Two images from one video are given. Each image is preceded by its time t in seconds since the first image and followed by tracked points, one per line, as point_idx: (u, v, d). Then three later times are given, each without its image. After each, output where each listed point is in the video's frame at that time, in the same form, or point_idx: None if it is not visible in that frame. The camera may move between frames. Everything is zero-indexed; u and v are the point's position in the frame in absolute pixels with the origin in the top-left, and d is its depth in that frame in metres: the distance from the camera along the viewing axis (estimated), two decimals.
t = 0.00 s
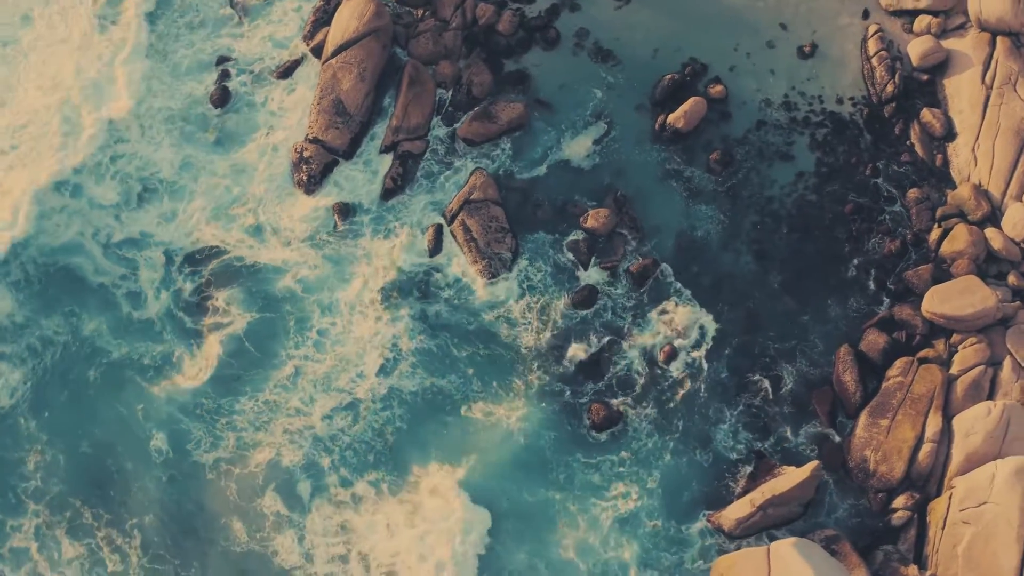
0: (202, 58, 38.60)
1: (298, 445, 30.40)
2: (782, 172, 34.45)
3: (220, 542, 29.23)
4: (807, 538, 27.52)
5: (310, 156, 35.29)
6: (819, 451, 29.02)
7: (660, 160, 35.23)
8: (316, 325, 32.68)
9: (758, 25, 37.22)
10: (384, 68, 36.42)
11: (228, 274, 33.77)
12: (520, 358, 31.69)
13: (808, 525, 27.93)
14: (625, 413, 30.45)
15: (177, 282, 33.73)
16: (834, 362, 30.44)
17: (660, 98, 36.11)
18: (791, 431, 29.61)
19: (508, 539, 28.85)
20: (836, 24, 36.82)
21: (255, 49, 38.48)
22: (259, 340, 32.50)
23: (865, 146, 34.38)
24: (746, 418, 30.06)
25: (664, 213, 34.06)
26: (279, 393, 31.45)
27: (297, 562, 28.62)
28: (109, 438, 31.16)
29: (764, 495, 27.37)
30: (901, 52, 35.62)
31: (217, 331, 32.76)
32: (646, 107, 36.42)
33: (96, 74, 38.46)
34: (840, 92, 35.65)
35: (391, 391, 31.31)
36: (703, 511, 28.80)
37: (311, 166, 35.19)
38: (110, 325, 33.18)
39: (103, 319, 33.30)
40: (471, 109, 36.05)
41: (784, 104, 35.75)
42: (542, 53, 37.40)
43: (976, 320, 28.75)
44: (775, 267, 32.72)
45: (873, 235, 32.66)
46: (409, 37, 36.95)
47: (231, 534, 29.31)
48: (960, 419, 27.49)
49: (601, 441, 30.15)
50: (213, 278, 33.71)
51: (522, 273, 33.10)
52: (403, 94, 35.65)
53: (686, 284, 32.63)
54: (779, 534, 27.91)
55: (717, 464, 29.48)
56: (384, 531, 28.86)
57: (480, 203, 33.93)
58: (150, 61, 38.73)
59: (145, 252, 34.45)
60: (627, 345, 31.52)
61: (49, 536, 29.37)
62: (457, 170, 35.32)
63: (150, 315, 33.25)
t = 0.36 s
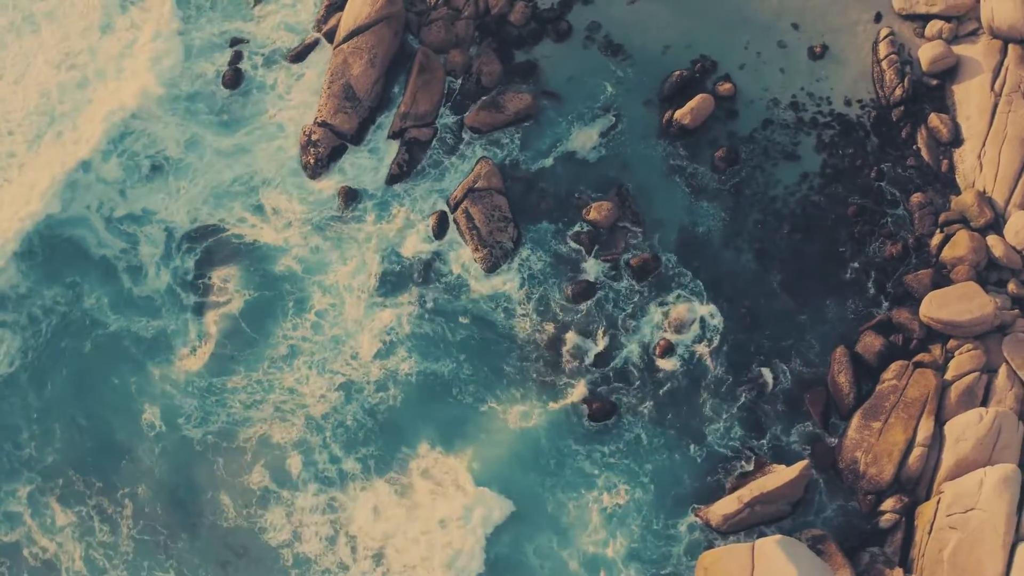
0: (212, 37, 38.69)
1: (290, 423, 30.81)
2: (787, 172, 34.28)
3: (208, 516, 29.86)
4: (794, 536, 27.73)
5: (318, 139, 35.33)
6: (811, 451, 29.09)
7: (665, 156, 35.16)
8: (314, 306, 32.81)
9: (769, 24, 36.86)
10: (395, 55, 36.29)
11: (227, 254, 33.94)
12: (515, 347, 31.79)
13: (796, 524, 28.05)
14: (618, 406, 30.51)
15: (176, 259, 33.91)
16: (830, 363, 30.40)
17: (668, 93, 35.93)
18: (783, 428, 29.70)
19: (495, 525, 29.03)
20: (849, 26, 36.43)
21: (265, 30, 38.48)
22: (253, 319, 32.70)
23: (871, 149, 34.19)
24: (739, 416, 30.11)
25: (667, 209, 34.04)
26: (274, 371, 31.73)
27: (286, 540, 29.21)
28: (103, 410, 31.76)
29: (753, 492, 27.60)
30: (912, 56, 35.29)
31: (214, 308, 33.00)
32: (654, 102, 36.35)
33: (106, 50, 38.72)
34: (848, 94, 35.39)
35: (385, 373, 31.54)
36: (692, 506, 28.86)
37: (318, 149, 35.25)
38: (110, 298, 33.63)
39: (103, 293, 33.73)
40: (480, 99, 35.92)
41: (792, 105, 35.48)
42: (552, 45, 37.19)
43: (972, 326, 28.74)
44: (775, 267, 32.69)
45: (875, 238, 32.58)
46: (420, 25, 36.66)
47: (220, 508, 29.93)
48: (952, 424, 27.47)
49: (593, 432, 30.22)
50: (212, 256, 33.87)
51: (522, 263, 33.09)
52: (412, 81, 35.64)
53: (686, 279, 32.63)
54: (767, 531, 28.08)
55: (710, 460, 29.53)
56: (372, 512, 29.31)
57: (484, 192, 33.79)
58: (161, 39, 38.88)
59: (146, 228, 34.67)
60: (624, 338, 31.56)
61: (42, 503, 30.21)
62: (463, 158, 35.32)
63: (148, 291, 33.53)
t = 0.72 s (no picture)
0: (220, 20, 38.77)
1: (284, 404, 30.99)
2: (791, 172, 34.19)
3: (199, 493, 30.08)
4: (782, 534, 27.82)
5: (325, 125, 35.41)
6: (804, 451, 29.12)
7: (670, 151, 35.10)
8: (312, 290, 32.91)
9: (780, 24, 36.76)
10: (405, 43, 36.28)
11: (228, 235, 34.13)
12: (512, 337, 31.87)
13: (785, 522, 28.13)
14: (613, 399, 30.55)
15: (177, 239, 34.09)
16: (826, 363, 30.39)
17: (675, 89, 35.81)
18: (777, 427, 29.71)
19: (483, 513, 29.07)
20: (859, 27, 36.30)
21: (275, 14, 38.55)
22: (249, 301, 32.83)
23: (876, 151, 34.06)
24: (733, 413, 30.11)
25: (669, 204, 34.02)
26: (271, 352, 31.90)
27: (276, 520, 29.41)
28: (98, 385, 32.00)
29: (742, 489, 27.64)
30: (921, 60, 35.13)
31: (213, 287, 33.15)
32: (661, 97, 36.26)
33: (116, 29, 38.90)
34: (856, 96, 35.23)
35: (380, 358, 31.68)
36: (682, 500, 28.94)
37: (325, 135, 35.34)
38: (110, 275, 33.87)
39: (103, 270, 33.96)
40: (487, 89, 35.90)
41: (799, 105, 35.36)
42: (561, 38, 37.20)
43: (970, 332, 28.74)
44: (775, 266, 32.65)
45: (877, 240, 32.47)
46: (431, 13, 36.63)
47: (211, 485, 30.16)
48: (945, 428, 27.47)
49: (586, 424, 30.26)
50: (213, 236, 34.07)
51: (523, 254, 33.12)
52: (420, 69, 35.63)
53: (686, 275, 32.63)
54: (756, 528, 28.15)
55: (702, 456, 29.57)
56: (361, 495, 29.45)
57: (487, 181, 33.77)
58: (170, 19, 39.02)
59: (148, 207, 34.88)
60: (621, 332, 31.58)
61: (37, 473, 30.54)
62: (468, 148, 35.31)
63: (148, 269, 33.73)
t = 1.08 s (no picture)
0: None
1: (278, 383, 31.23)
2: (795, 171, 34.10)
3: (191, 466, 30.37)
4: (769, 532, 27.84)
5: (333, 108, 35.44)
6: (796, 450, 29.14)
7: (676, 147, 35.06)
8: (311, 272, 33.06)
9: (791, 23, 36.66)
10: (416, 30, 36.23)
11: (229, 213, 34.41)
12: (508, 325, 31.98)
13: (773, 521, 28.17)
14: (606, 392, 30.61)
15: (180, 216, 34.41)
16: (822, 364, 30.33)
17: (683, 85, 35.76)
18: (771, 425, 29.71)
19: (471, 497, 29.18)
20: (871, 30, 36.18)
21: None
22: (246, 279, 33.07)
23: (881, 154, 33.94)
24: (727, 410, 30.14)
25: (672, 200, 33.99)
26: (268, 331, 32.12)
27: (266, 496, 29.69)
28: (95, 357, 32.34)
29: (730, 485, 27.70)
30: (931, 64, 34.95)
31: (212, 264, 33.47)
32: (669, 92, 36.16)
33: (130, 7, 39.19)
34: (864, 98, 35.09)
35: (374, 340, 31.84)
36: (672, 494, 29.02)
37: (333, 118, 35.39)
38: (113, 248, 34.21)
39: (106, 244, 34.31)
40: (496, 79, 35.92)
41: (807, 105, 35.24)
42: (572, 30, 37.19)
43: (966, 338, 28.68)
44: (775, 265, 32.61)
45: (878, 243, 32.39)
46: None
47: (202, 459, 30.45)
48: (937, 432, 27.41)
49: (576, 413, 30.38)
50: (216, 214, 34.37)
51: (523, 243, 33.17)
52: (430, 57, 35.57)
53: (686, 271, 32.60)
54: (743, 525, 28.21)
55: (694, 451, 29.62)
56: (350, 475, 29.64)
57: (492, 170, 33.65)
58: None
59: (154, 183, 35.19)
60: (618, 324, 31.64)
61: (33, 440, 30.91)
62: (474, 136, 35.31)
63: (150, 245, 34.07)
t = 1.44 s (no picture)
0: None
1: (273, 361, 31.38)
2: (799, 171, 34.04)
3: (184, 439, 30.59)
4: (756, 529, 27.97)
5: (342, 93, 35.47)
6: (787, 449, 29.21)
7: (681, 143, 35.02)
8: (311, 253, 33.22)
9: (802, 24, 36.54)
10: (428, 17, 36.15)
11: (231, 190, 34.64)
12: (503, 312, 32.07)
13: (760, 518, 28.27)
14: (600, 384, 30.63)
15: (183, 193, 34.68)
16: (816, 364, 30.35)
17: (690, 81, 35.69)
18: (764, 424, 29.72)
19: (459, 481, 29.32)
20: (882, 33, 36.01)
21: None
22: (243, 256, 33.30)
23: (886, 157, 33.85)
24: (720, 407, 30.16)
25: (675, 195, 33.96)
26: (266, 309, 32.28)
27: (257, 470, 29.89)
28: (93, 328, 32.64)
29: (719, 479, 27.93)
30: (941, 69, 34.78)
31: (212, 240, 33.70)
32: (676, 88, 36.10)
33: None
34: (872, 101, 34.96)
35: (370, 321, 31.97)
36: (660, 487, 29.08)
37: (342, 103, 35.42)
38: (116, 222, 34.51)
39: (109, 218, 34.60)
40: (505, 69, 35.84)
41: (814, 105, 35.13)
42: (583, 22, 37.14)
43: (961, 344, 28.67)
44: (775, 264, 32.59)
45: (879, 246, 32.36)
46: None
47: (195, 432, 30.66)
48: (927, 436, 27.50)
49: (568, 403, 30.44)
50: (219, 192, 34.59)
51: (524, 232, 33.21)
52: (440, 44, 35.46)
53: (685, 266, 32.63)
54: (730, 521, 28.31)
55: (685, 446, 29.67)
56: (341, 454, 29.83)
57: (496, 159, 33.69)
58: None
59: (159, 159, 35.43)
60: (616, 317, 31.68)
61: (30, 406, 31.26)
62: (481, 125, 35.32)
63: (153, 220, 34.36)
